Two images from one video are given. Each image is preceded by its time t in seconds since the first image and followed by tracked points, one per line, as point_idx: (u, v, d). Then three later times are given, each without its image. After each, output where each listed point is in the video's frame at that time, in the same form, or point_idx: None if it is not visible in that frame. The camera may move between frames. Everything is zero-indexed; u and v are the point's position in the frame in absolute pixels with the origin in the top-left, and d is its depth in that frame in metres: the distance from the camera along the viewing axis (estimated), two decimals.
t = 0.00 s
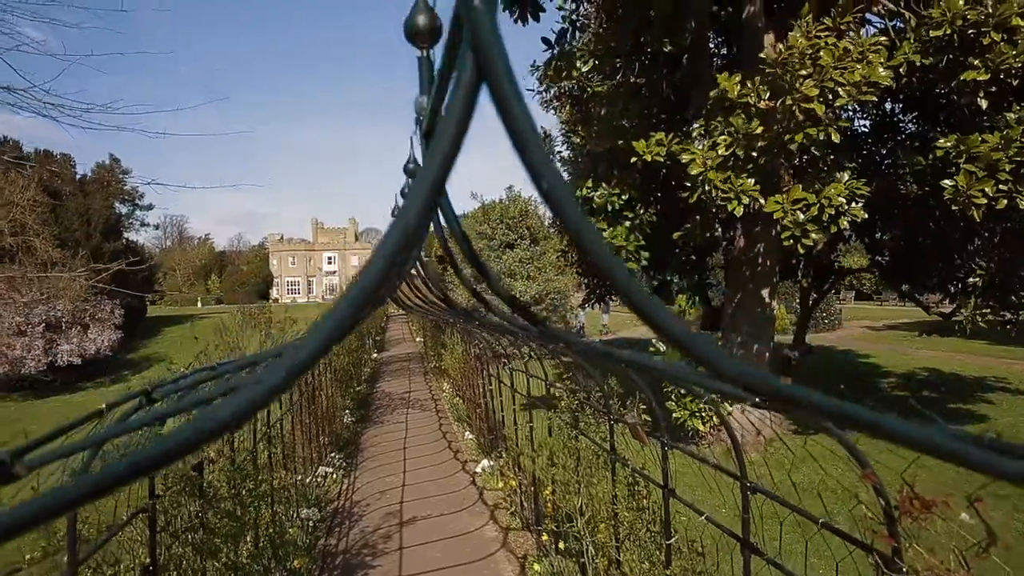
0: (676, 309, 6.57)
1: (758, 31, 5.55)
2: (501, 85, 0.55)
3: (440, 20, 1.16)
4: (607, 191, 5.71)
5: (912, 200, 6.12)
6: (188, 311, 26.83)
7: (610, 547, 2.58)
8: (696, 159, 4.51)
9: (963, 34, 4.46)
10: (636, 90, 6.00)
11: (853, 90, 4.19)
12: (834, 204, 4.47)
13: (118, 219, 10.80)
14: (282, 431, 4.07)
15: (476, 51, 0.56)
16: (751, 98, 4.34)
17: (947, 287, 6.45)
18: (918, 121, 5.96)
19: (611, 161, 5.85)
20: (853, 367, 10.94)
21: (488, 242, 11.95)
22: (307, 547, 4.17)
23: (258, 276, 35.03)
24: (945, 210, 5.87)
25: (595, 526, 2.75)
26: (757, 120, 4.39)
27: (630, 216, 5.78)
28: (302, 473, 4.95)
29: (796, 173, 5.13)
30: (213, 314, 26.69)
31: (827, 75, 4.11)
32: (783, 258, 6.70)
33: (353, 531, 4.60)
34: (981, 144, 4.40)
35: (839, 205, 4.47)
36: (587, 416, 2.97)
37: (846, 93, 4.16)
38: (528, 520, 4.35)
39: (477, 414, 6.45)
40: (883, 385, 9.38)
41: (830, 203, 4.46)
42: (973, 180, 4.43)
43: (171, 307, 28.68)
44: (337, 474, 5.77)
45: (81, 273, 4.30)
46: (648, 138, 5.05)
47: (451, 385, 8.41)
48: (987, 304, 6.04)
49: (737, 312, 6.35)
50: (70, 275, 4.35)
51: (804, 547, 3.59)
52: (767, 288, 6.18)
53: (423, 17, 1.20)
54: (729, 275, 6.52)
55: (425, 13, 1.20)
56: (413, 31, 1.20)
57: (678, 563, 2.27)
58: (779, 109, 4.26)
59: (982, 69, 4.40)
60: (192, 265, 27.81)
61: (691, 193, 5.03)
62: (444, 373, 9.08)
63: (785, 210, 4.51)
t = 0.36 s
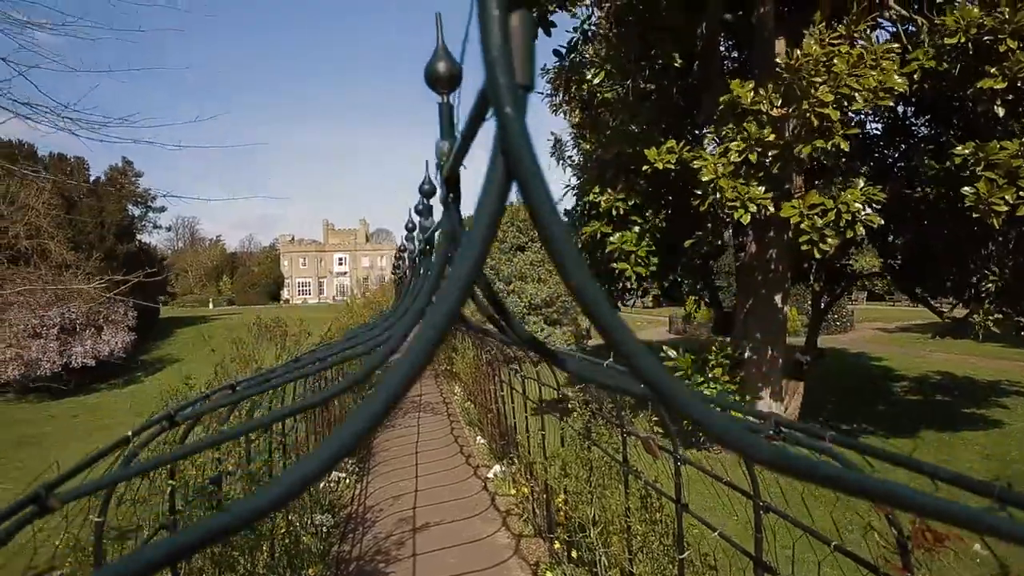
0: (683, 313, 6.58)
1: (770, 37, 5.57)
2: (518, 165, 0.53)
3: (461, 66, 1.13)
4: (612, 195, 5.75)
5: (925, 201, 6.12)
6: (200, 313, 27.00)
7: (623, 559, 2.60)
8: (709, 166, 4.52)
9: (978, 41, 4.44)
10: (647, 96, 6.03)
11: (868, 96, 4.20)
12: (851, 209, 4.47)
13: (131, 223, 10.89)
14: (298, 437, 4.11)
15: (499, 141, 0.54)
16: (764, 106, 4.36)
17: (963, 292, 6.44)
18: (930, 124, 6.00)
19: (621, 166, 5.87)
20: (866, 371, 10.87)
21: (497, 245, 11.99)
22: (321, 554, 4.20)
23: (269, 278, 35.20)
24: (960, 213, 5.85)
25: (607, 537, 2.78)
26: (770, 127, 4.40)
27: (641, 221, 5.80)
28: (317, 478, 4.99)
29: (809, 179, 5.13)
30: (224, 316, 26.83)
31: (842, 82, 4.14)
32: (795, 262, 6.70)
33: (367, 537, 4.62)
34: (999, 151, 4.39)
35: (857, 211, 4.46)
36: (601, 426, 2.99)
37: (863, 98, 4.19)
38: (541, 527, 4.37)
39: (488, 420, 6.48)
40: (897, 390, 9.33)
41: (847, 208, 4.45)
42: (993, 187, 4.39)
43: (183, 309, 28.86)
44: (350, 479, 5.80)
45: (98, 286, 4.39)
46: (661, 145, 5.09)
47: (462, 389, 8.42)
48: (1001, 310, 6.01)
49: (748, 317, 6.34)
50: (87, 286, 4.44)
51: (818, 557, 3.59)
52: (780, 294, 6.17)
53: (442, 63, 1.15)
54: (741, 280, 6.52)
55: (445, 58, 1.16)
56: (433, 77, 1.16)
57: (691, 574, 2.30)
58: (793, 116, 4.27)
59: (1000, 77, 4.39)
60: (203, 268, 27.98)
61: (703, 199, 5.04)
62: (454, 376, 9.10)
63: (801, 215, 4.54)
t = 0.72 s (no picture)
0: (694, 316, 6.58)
1: (783, 42, 5.57)
2: (554, 255, 0.55)
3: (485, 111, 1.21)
4: (625, 199, 5.79)
5: (943, 205, 6.08)
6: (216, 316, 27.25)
7: (638, 571, 2.63)
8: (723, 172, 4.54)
9: (992, 49, 4.40)
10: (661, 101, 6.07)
11: (881, 105, 4.20)
12: (868, 215, 4.46)
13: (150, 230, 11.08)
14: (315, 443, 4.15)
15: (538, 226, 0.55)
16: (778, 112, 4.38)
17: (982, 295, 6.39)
18: (947, 126, 6.02)
19: (635, 171, 5.90)
20: (883, 373, 10.80)
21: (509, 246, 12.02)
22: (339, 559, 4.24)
23: (284, 280, 35.46)
24: (978, 217, 5.81)
25: (624, 549, 2.80)
26: (785, 134, 4.41)
27: (653, 226, 5.82)
28: (334, 483, 5.03)
29: (824, 184, 5.11)
30: (240, 319, 27.09)
31: (856, 91, 4.12)
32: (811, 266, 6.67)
33: (383, 542, 4.65)
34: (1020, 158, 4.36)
35: (874, 217, 4.46)
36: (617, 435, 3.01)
37: (876, 107, 4.19)
38: (556, 533, 4.38)
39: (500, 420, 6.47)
40: (914, 394, 9.23)
41: (864, 214, 4.44)
42: (1015, 194, 4.36)
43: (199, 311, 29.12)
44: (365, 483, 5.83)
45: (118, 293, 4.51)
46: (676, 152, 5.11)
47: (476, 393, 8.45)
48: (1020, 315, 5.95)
49: (762, 321, 6.33)
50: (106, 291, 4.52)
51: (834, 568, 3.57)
52: (795, 299, 6.15)
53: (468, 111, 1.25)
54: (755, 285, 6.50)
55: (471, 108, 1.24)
56: (459, 123, 1.24)
57: None
58: (807, 124, 4.27)
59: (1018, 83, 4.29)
60: (220, 271, 28.25)
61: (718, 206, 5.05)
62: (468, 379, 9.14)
63: (819, 217, 4.53)
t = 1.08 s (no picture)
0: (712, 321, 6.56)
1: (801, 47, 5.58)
2: (593, 334, 0.54)
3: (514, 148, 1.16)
4: (646, 206, 5.76)
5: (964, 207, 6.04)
6: (234, 318, 27.50)
7: None
8: (741, 178, 4.54)
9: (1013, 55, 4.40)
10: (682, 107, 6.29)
11: (904, 110, 4.19)
12: (889, 220, 4.44)
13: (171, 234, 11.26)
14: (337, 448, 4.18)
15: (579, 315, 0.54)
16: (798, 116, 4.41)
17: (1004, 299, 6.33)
18: (968, 127, 5.97)
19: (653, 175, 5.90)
20: (903, 376, 10.71)
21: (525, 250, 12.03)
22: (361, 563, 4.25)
23: (300, 282, 35.72)
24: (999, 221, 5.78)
25: (647, 559, 2.82)
26: (805, 140, 4.42)
27: (674, 230, 5.79)
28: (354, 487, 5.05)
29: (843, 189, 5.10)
30: (257, 320, 27.32)
31: (878, 95, 4.11)
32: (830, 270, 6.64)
33: (403, 547, 4.63)
34: None
35: (895, 221, 4.43)
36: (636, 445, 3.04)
37: (899, 112, 4.18)
38: (576, 538, 4.39)
39: (516, 425, 6.49)
40: (934, 397, 9.13)
41: (886, 218, 4.42)
42: None
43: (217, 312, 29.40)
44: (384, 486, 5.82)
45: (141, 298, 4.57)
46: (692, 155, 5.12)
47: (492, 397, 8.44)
48: None
49: (781, 326, 6.30)
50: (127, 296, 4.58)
51: None
52: (814, 303, 6.11)
53: (495, 147, 1.18)
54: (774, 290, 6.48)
55: (499, 143, 1.18)
56: (486, 160, 1.19)
57: None
58: (828, 128, 4.26)
59: None
60: (238, 273, 28.52)
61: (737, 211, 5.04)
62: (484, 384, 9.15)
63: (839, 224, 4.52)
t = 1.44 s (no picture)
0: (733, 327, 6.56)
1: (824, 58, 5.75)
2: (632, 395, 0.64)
3: (543, 186, 1.32)
4: (674, 219, 5.82)
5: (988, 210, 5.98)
6: (256, 319, 27.85)
7: None
8: (759, 182, 4.56)
9: None
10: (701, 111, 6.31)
11: (927, 117, 4.16)
12: (914, 226, 4.38)
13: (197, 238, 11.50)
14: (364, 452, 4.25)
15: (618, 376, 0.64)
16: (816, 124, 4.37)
17: None
18: (992, 129, 5.90)
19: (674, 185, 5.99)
20: (927, 379, 10.62)
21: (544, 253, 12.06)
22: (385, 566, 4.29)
23: (321, 283, 36.06)
24: None
25: (668, 569, 2.87)
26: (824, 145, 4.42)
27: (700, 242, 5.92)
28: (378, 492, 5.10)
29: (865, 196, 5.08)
30: (278, 322, 27.62)
31: (900, 103, 4.07)
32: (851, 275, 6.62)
33: (425, 551, 4.62)
34: None
35: (919, 228, 4.39)
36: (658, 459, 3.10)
37: (921, 119, 4.16)
38: (598, 545, 4.41)
39: (536, 429, 6.55)
40: (959, 401, 9.01)
41: (910, 225, 4.37)
42: None
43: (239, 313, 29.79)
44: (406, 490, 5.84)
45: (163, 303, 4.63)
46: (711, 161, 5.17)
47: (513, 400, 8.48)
48: None
49: (802, 332, 6.28)
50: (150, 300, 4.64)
51: None
52: (836, 309, 6.08)
53: (526, 186, 1.35)
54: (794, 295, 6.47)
55: (529, 181, 1.34)
56: (518, 198, 1.35)
57: None
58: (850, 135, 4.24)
59: None
60: (260, 274, 28.89)
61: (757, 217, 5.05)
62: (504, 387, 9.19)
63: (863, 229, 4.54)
